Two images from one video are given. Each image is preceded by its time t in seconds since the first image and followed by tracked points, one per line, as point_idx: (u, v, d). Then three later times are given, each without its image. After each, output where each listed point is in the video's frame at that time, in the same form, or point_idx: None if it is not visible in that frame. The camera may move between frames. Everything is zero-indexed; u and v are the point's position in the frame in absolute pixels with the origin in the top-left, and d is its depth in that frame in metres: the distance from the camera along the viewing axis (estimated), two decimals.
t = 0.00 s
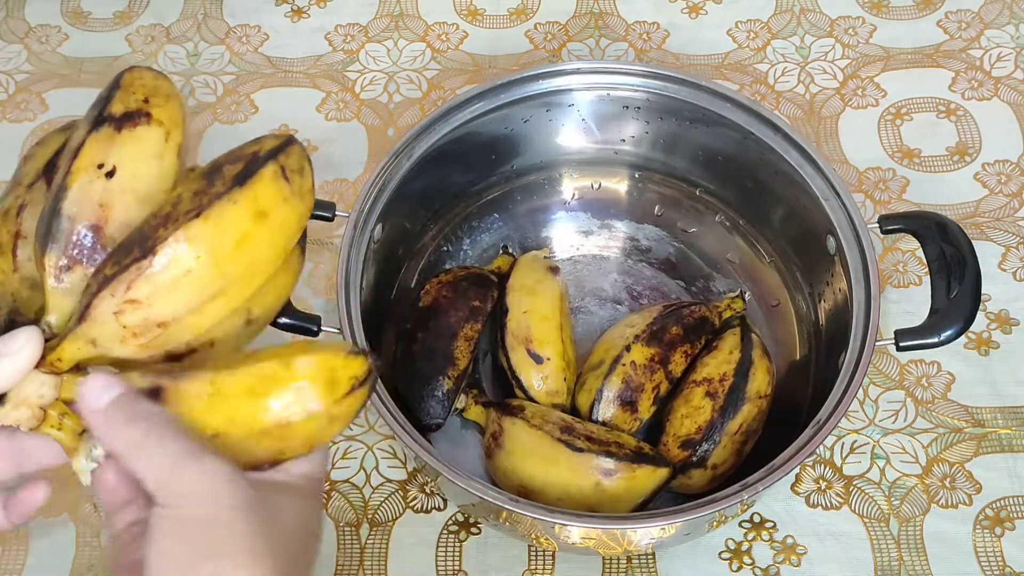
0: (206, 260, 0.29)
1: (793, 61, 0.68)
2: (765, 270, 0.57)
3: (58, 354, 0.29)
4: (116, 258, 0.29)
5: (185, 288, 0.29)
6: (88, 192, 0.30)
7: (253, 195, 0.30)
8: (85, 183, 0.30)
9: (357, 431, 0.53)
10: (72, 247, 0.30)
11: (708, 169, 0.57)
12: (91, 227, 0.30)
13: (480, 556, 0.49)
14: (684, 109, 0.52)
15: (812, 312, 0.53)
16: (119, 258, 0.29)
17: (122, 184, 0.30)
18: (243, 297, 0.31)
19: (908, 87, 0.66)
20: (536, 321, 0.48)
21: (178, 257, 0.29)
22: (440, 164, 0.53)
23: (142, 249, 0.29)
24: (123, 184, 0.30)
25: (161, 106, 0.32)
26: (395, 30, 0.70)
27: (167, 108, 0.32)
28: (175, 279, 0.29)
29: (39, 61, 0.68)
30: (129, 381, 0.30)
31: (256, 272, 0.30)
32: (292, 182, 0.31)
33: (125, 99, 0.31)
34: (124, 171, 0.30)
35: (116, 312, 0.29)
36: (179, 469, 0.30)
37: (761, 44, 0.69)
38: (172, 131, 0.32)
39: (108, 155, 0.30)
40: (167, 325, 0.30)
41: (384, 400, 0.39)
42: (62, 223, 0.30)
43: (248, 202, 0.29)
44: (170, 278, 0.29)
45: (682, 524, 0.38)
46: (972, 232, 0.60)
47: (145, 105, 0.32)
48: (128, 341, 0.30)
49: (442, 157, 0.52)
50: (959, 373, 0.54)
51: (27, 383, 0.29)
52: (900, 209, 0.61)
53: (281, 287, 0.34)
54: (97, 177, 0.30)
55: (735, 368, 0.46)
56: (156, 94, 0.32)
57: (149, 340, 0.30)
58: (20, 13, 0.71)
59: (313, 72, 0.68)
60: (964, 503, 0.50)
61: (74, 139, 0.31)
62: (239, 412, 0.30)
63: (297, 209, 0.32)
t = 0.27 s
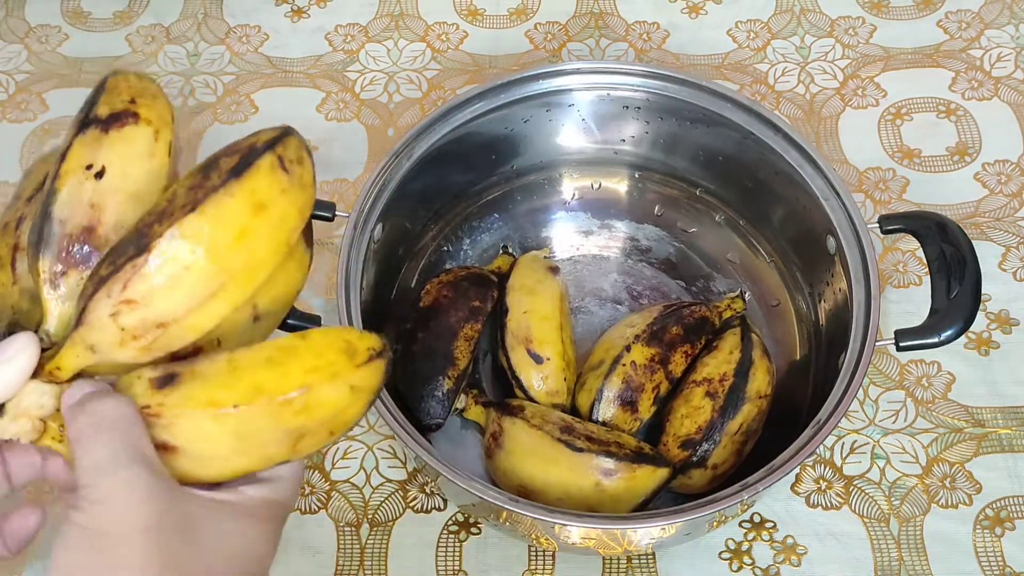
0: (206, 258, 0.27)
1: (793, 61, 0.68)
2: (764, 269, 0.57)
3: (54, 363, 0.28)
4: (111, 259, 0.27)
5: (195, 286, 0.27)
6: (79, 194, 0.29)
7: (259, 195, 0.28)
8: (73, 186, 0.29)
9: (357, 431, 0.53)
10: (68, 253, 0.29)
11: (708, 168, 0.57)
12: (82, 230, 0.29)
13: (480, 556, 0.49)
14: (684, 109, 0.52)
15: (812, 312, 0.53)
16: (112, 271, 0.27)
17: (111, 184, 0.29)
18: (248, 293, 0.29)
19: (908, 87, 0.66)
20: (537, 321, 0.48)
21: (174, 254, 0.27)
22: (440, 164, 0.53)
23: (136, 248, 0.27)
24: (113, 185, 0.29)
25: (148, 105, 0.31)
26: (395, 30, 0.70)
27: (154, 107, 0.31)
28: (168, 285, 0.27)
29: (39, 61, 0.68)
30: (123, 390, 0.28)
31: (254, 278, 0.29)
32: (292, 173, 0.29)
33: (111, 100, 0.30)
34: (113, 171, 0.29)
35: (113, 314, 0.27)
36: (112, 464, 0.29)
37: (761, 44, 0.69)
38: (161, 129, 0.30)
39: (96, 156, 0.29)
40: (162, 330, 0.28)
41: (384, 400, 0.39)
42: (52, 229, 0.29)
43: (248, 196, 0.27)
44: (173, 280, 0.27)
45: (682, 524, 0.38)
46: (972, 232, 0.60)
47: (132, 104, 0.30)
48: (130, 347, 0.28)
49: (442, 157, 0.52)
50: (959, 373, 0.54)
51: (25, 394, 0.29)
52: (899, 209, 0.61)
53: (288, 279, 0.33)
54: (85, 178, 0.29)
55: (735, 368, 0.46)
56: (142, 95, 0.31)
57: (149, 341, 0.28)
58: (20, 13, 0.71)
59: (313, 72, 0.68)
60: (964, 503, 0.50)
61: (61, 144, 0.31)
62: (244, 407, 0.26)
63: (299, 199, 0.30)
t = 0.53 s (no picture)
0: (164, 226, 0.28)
1: (793, 61, 0.68)
2: (765, 270, 0.57)
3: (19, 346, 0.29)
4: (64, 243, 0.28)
5: (153, 252, 0.28)
6: (46, 180, 0.30)
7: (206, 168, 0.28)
8: (41, 171, 0.30)
9: (357, 431, 0.53)
10: (33, 237, 0.30)
11: (708, 169, 0.57)
12: (48, 214, 0.30)
13: (480, 557, 0.49)
14: (684, 109, 0.52)
15: (812, 312, 0.53)
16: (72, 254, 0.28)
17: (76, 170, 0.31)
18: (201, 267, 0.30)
19: (907, 87, 0.66)
20: (537, 321, 0.48)
21: (123, 232, 0.27)
22: (440, 164, 0.53)
23: (84, 229, 0.27)
24: (79, 169, 0.31)
25: (119, 95, 0.32)
26: (395, 30, 0.70)
27: (126, 96, 0.32)
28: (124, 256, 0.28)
29: (40, 61, 0.69)
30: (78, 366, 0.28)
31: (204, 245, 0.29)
32: (235, 141, 0.29)
33: (83, 91, 0.32)
34: (79, 158, 0.31)
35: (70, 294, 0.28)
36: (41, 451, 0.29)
37: (761, 44, 0.69)
38: (130, 118, 0.32)
39: (64, 143, 0.31)
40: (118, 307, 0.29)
41: (385, 400, 0.39)
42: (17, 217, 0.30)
43: (192, 167, 0.28)
44: (129, 248, 0.28)
45: (682, 524, 0.38)
46: (972, 232, 0.60)
47: (103, 94, 0.32)
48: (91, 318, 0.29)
49: (442, 157, 0.52)
50: (959, 373, 0.54)
51: None
52: (900, 208, 0.61)
53: (248, 248, 0.35)
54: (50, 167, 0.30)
55: (735, 368, 0.46)
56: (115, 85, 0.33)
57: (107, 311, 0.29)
58: (20, 13, 0.71)
59: (313, 72, 0.68)
60: (964, 503, 0.50)
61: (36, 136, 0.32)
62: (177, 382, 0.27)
63: (243, 168, 0.30)
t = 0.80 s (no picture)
0: (118, 159, 0.25)
1: (793, 61, 0.68)
2: (765, 269, 0.57)
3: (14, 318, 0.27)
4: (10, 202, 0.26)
5: (121, 187, 0.26)
6: None
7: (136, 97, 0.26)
8: None
9: (357, 431, 0.53)
10: None
11: (708, 168, 0.57)
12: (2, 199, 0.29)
13: (480, 557, 0.49)
14: (684, 109, 0.52)
15: (812, 312, 0.53)
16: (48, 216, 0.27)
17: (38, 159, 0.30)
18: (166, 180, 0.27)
19: (908, 87, 0.66)
20: (537, 321, 0.48)
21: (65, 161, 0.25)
22: (440, 164, 0.53)
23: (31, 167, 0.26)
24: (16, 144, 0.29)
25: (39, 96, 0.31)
26: (395, 30, 0.70)
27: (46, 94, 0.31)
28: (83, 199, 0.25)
29: (40, 61, 0.68)
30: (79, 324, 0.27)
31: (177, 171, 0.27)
32: (165, 64, 0.27)
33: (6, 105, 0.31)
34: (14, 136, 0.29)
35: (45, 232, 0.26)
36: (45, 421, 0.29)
37: (761, 44, 0.69)
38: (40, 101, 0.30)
39: None
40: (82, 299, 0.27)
41: (385, 400, 0.39)
42: None
43: (121, 89, 0.26)
44: (91, 184, 0.25)
45: (682, 524, 0.38)
46: (972, 232, 0.60)
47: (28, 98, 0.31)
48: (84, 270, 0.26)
49: (442, 157, 0.52)
50: (959, 373, 0.54)
51: None
52: (900, 208, 0.61)
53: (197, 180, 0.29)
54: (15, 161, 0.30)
55: (735, 368, 0.46)
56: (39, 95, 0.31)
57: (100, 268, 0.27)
58: (20, 13, 0.71)
59: (313, 72, 0.68)
60: (964, 503, 0.50)
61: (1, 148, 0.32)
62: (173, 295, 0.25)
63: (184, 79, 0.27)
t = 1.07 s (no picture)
0: (174, 128, 0.29)
1: (793, 61, 0.68)
2: (765, 270, 0.57)
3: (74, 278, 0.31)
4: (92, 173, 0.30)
5: (167, 153, 0.29)
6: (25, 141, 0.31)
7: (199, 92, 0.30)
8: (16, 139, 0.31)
9: (357, 431, 0.53)
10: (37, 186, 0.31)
11: (708, 168, 0.57)
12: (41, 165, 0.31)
13: (480, 557, 0.49)
14: (684, 109, 0.52)
15: (812, 312, 0.53)
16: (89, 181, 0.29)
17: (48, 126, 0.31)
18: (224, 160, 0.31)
19: (907, 87, 0.66)
20: (537, 322, 0.48)
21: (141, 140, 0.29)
22: (440, 164, 0.53)
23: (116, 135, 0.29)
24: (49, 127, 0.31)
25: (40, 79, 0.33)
26: (395, 30, 0.70)
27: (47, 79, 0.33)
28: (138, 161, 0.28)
29: (40, 61, 0.68)
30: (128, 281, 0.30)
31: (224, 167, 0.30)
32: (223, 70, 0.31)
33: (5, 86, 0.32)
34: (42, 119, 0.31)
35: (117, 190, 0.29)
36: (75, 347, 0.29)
37: (761, 44, 0.69)
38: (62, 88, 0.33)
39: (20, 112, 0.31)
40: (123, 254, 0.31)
41: (385, 400, 0.39)
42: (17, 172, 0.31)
43: (190, 83, 0.30)
44: (146, 147, 0.29)
45: (682, 524, 0.38)
46: (972, 232, 0.60)
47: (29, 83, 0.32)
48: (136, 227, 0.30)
49: (442, 157, 0.52)
50: (959, 373, 0.54)
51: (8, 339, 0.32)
52: (900, 208, 0.61)
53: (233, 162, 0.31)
54: (23, 130, 0.31)
55: (735, 368, 0.46)
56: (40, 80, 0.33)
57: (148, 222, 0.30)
58: (20, 13, 0.71)
59: (313, 72, 0.68)
60: (964, 503, 0.50)
61: None
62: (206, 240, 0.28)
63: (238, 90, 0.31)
